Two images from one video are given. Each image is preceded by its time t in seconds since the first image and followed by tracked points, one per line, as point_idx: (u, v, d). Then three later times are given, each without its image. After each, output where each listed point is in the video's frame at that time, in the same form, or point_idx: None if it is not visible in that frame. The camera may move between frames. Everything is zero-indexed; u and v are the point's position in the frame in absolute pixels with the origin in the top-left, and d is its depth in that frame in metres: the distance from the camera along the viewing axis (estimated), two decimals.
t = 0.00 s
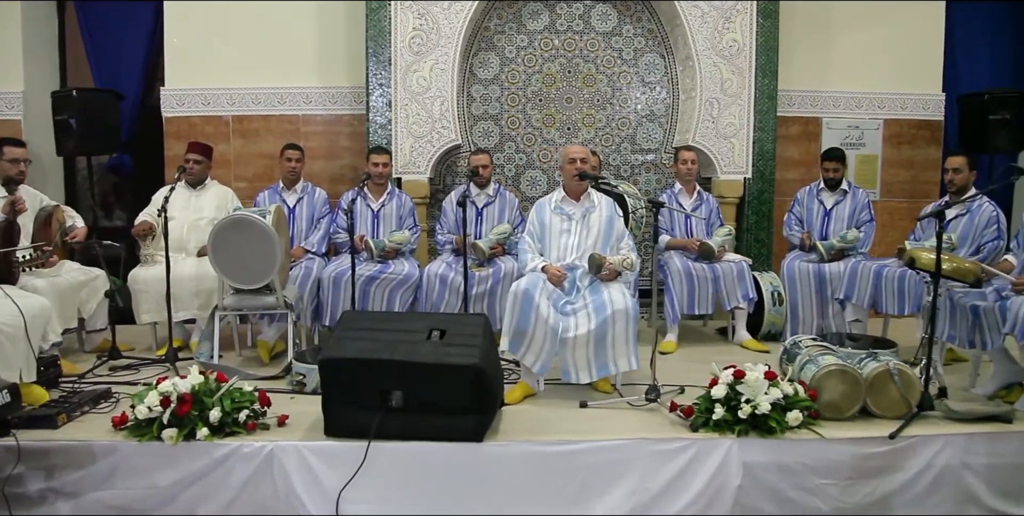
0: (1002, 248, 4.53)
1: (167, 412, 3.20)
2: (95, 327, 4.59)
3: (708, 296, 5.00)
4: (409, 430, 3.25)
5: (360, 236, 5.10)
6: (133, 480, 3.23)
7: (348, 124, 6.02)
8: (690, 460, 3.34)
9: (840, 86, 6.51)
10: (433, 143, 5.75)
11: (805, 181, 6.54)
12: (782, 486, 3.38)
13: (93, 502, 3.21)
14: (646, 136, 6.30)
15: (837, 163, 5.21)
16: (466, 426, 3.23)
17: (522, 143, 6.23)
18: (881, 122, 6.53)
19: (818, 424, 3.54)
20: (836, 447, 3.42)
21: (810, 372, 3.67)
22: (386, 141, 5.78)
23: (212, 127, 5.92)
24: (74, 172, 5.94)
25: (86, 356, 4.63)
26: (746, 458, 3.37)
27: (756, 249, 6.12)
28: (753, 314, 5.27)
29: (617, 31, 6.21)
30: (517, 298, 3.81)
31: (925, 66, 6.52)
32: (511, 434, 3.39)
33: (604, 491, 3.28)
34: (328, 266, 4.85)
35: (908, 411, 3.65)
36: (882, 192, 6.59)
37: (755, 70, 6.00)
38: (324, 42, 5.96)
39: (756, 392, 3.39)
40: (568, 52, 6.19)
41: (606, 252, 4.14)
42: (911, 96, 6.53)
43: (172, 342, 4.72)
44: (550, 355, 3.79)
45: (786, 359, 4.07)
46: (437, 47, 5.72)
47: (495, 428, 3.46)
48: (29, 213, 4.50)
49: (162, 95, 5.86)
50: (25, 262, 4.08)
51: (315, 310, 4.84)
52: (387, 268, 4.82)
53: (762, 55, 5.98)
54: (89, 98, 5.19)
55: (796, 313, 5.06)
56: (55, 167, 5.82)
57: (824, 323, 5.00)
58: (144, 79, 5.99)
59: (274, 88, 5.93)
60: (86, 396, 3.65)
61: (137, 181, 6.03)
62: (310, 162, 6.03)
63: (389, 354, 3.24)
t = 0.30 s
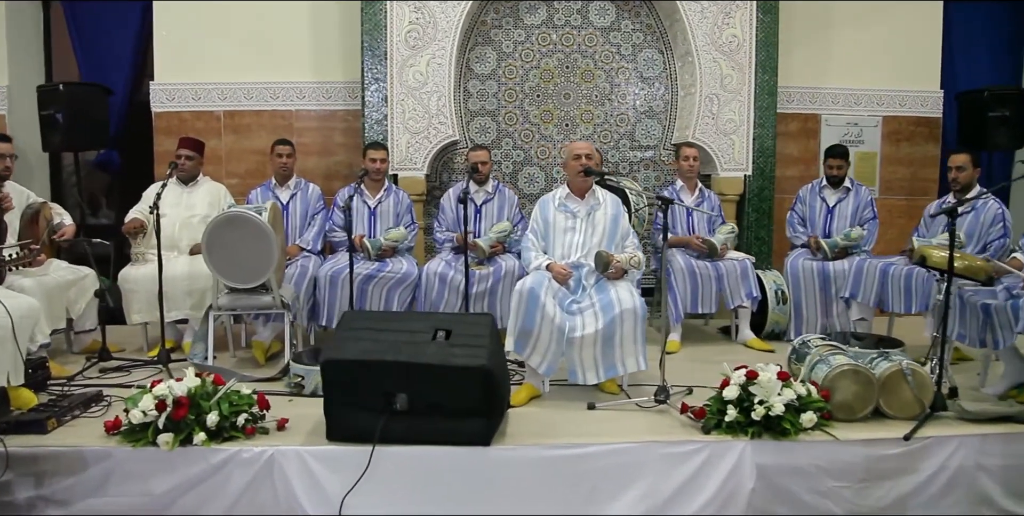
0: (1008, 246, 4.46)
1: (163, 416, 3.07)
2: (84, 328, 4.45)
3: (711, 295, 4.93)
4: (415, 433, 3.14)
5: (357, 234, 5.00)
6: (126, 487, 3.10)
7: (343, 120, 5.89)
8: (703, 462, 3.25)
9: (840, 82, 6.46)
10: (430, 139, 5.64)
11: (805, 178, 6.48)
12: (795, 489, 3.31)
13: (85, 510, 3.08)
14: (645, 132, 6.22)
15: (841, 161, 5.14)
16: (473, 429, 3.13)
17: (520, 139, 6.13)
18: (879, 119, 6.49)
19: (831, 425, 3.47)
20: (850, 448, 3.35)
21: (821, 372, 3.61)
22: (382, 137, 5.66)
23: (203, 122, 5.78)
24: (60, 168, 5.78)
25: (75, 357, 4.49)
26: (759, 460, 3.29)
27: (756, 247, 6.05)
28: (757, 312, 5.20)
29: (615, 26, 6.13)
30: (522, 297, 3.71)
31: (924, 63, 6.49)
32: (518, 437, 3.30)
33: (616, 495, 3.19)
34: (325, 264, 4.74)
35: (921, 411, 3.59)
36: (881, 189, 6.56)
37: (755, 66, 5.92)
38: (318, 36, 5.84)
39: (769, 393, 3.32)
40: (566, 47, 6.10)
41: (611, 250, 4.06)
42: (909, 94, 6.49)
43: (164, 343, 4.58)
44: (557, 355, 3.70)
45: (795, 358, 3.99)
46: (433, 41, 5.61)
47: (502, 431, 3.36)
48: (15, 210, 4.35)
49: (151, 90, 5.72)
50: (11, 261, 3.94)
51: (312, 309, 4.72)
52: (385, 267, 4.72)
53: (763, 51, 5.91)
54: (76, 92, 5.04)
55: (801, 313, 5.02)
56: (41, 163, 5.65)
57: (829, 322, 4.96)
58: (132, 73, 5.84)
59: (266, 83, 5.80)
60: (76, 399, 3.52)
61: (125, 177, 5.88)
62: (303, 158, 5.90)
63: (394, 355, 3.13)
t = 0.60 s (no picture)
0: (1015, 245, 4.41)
1: (156, 423, 2.94)
2: (71, 331, 4.30)
3: (714, 294, 4.86)
4: (420, 440, 3.02)
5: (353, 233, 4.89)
6: (119, 497, 2.97)
7: (335, 116, 5.77)
8: (716, 467, 3.17)
9: (837, 80, 6.41)
10: (425, 136, 5.52)
11: (803, 176, 6.43)
12: (810, 493, 3.23)
13: None
14: (642, 130, 6.14)
15: (842, 158, 5.09)
16: (481, 435, 3.01)
17: (516, 136, 6.03)
18: (877, 116, 6.45)
19: (844, 428, 3.40)
20: (864, 451, 3.29)
21: (832, 373, 3.54)
22: (376, 134, 5.54)
23: (192, 118, 5.64)
24: (43, 165, 5.61)
25: (61, 361, 4.34)
26: (773, 464, 3.22)
27: (756, 246, 5.99)
28: (759, 312, 5.13)
29: (612, 22, 6.03)
30: (527, 298, 3.59)
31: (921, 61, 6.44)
32: (527, 442, 3.20)
33: (628, 502, 3.09)
34: (320, 265, 4.62)
35: (935, 413, 3.52)
36: (878, 188, 6.51)
37: (754, 63, 5.85)
38: (309, 31, 5.71)
39: (783, 396, 3.24)
40: (562, 43, 6.00)
41: (616, 250, 3.96)
42: (907, 92, 6.44)
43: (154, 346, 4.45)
44: (563, 357, 3.60)
45: (803, 358, 3.92)
46: (429, 36, 5.50)
47: (509, 437, 3.25)
48: None
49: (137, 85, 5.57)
50: None
51: (306, 310, 4.61)
52: (382, 267, 4.61)
53: (762, 48, 5.84)
54: (60, 86, 4.88)
55: (804, 312, 4.95)
56: (24, 161, 5.49)
57: (833, 322, 4.90)
58: (118, 68, 5.68)
59: (257, 78, 5.67)
60: (64, 406, 3.38)
61: (111, 175, 5.72)
62: (295, 155, 5.77)
63: (398, 359, 3.01)
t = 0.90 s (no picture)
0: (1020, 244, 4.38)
1: (147, 435, 2.80)
2: (54, 336, 4.14)
3: (716, 295, 4.78)
4: (425, 449, 2.91)
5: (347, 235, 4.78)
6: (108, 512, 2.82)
7: (325, 114, 5.64)
8: (728, 473, 3.08)
9: (833, 79, 6.36)
10: (419, 135, 5.40)
11: (799, 175, 6.38)
12: (823, 499, 3.15)
13: None
14: (638, 128, 6.05)
15: (841, 157, 5.04)
16: (488, 442, 2.90)
17: (510, 135, 5.92)
18: (873, 115, 6.41)
19: (857, 431, 3.32)
20: (878, 455, 3.21)
21: (843, 376, 3.46)
22: (368, 133, 5.41)
23: (178, 116, 5.48)
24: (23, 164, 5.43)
25: (44, 367, 4.18)
26: (786, 470, 3.14)
27: (754, 245, 5.93)
28: (760, 312, 5.05)
29: (608, 19, 5.94)
30: (531, 301, 3.49)
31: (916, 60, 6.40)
32: (534, 449, 3.09)
33: (639, 511, 2.99)
34: (313, 267, 4.50)
35: (947, 414, 3.45)
36: (874, 186, 6.48)
37: (751, 60, 5.78)
38: (298, 27, 5.56)
39: (795, 399, 3.16)
40: (557, 40, 5.90)
41: (620, 250, 3.86)
42: (903, 91, 6.41)
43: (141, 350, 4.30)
44: (568, 361, 3.50)
45: (811, 359, 3.85)
46: (422, 32, 5.37)
47: (516, 444, 3.15)
48: None
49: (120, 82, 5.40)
50: None
51: (300, 313, 4.49)
52: (377, 268, 4.49)
53: (759, 45, 5.77)
54: (40, 82, 4.70)
55: (805, 313, 4.89)
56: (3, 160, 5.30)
57: (834, 323, 4.85)
58: (101, 64, 5.51)
59: (244, 75, 5.52)
60: (48, 415, 3.22)
61: (94, 175, 5.54)
62: (285, 155, 5.64)
63: (401, 365, 2.89)
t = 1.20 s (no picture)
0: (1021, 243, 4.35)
1: (137, 449, 2.65)
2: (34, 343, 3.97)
3: (717, 296, 4.71)
4: (431, 460, 2.78)
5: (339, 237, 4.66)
6: None
7: (314, 113, 5.51)
8: (742, 481, 2.98)
9: (827, 78, 6.32)
10: (411, 134, 5.28)
11: (794, 176, 6.33)
12: (837, 506, 3.07)
13: None
14: (632, 128, 5.97)
15: (839, 156, 4.98)
16: (496, 452, 2.78)
17: (503, 134, 5.81)
18: (866, 115, 6.38)
19: (869, 436, 3.25)
20: (892, 460, 3.13)
21: (854, 379, 3.39)
22: (359, 132, 5.28)
23: (161, 115, 5.32)
24: None
25: (24, 376, 4.01)
26: (800, 477, 3.04)
27: (750, 246, 5.87)
28: (760, 314, 4.99)
29: (601, 17, 5.85)
30: (535, 304, 3.39)
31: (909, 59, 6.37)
32: (541, 459, 2.98)
33: None
34: (305, 270, 4.37)
35: (959, 418, 3.39)
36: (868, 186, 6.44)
37: (746, 59, 5.72)
38: (286, 23, 5.42)
39: (809, 404, 3.09)
40: (550, 38, 5.80)
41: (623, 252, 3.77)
42: (896, 90, 6.38)
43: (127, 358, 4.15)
44: (574, 365, 3.41)
45: (818, 362, 3.78)
46: (413, 29, 5.25)
47: (522, 453, 3.03)
48: None
49: (101, 79, 5.23)
50: None
51: (292, 318, 4.37)
52: (371, 271, 4.37)
53: (753, 44, 5.71)
54: (16, 79, 4.53)
55: (805, 314, 4.83)
56: None
57: (835, 324, 4.79)
58: (80, 62, 5.33)
59: (229, 73, 5.37)
60: (29, 428, 3.06)
61: (73, 176, 5.36)
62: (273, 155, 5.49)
63: (405, 373, 2.76)
